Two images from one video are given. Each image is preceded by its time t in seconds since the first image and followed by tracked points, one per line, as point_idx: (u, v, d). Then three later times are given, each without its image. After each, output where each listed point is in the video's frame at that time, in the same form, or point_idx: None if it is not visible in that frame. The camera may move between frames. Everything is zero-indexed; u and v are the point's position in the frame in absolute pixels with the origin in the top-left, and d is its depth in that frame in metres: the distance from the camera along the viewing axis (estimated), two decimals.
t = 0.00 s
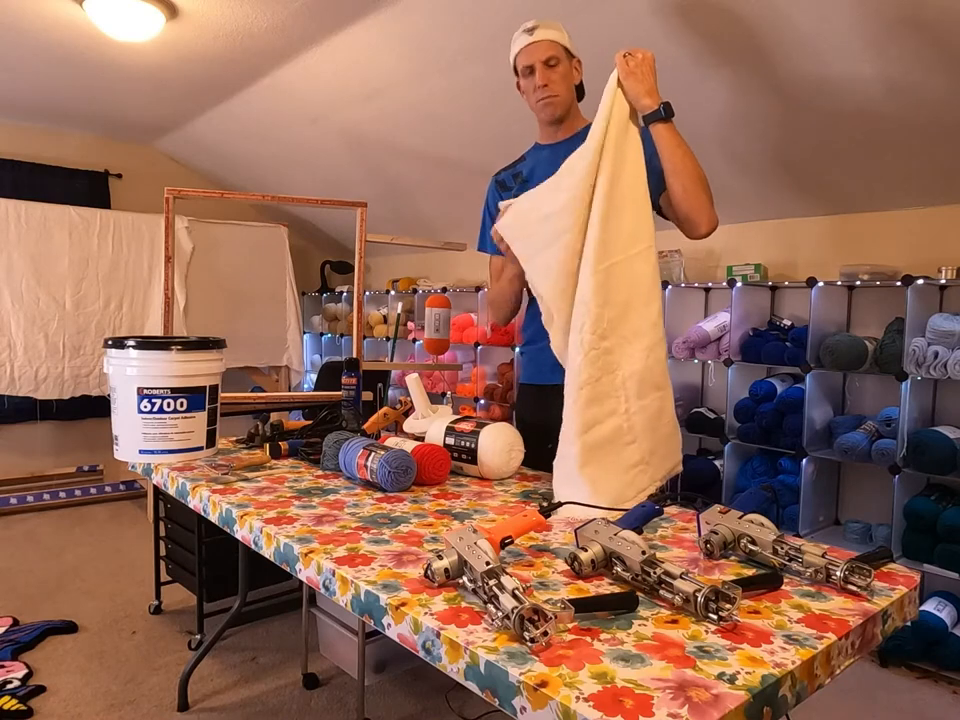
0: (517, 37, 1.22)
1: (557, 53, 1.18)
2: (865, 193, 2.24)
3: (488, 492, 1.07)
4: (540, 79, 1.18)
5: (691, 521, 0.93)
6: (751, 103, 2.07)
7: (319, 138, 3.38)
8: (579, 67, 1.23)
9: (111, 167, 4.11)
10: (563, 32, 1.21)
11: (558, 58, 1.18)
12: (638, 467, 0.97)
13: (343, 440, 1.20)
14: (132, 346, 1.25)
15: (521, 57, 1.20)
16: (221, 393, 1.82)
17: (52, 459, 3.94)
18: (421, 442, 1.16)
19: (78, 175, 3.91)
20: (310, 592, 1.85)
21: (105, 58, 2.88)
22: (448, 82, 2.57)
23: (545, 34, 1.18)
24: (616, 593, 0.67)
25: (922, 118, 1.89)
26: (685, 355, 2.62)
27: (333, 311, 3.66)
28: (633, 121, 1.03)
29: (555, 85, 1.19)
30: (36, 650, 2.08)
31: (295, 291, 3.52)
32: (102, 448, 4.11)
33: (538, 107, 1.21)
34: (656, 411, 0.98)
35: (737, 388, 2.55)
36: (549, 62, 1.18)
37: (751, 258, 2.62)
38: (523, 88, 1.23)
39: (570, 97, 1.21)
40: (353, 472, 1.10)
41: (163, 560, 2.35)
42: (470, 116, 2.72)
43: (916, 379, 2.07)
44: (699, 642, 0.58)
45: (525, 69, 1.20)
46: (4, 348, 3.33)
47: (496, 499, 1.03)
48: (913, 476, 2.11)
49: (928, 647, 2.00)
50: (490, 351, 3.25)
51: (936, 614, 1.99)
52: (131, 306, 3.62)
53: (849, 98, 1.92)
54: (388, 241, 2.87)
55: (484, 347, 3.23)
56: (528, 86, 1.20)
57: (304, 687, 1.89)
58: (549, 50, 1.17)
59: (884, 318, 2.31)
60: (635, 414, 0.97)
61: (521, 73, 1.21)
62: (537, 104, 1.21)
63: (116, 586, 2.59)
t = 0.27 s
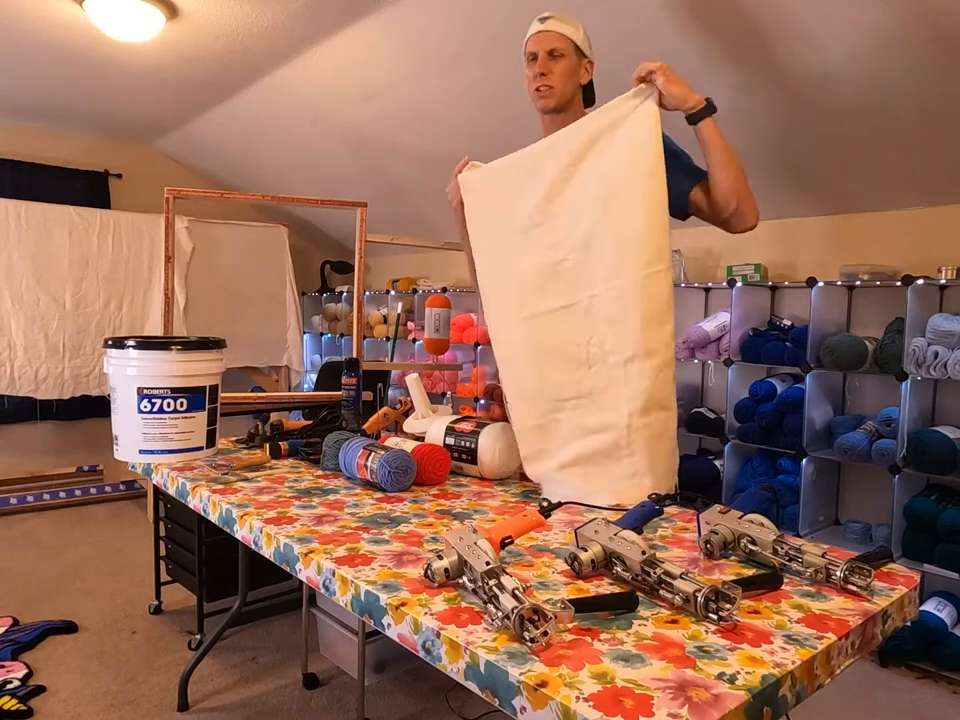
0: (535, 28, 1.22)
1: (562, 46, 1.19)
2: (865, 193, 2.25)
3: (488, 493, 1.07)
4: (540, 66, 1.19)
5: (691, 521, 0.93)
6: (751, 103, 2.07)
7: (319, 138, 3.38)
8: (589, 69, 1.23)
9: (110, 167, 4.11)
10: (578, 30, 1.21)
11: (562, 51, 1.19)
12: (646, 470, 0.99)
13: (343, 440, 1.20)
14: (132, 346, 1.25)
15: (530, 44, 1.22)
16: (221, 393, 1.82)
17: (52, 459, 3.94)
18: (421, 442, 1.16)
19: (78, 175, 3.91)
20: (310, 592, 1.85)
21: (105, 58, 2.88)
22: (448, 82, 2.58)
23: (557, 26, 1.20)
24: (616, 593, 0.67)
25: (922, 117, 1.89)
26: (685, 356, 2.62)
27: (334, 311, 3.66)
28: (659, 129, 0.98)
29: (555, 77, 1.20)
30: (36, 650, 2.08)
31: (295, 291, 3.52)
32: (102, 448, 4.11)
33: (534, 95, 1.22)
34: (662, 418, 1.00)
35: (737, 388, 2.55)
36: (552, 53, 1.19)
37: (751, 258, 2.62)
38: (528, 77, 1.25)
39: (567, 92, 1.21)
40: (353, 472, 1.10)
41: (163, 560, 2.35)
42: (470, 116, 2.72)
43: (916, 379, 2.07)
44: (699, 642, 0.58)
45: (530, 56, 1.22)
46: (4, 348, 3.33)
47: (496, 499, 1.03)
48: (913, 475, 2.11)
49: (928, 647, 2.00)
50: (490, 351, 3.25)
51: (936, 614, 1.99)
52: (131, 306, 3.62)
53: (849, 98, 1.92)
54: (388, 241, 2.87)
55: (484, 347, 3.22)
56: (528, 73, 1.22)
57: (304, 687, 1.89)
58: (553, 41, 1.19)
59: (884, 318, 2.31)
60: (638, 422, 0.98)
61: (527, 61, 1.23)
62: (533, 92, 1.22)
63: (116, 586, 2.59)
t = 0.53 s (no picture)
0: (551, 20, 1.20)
1: (582, 42, 1.18)
2: (864, 193, 2.24)
3: (488, 492, 1.07)
4: (560, 62, 1.18)
5: (691, 521, 0.93)
6: (751, 103, 2.07)
7: (319, 138, 3.38)
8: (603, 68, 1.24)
9: (110, 167, 4.11)
10: (594, 25, 1.20)
11: (582, 48, 1.18)
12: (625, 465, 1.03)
13: (343, 440, 1.20)
14: (132, 346, 1.25)
15: (548, 36, 1.20)
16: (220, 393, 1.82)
17: (52, 459, 3.94)
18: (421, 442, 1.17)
19: (78, 175, 3.91)
20: (310, 592, 1.85)
21: (105, 58, 2.88)
22: (448, 82, 2.58)
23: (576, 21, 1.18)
24: (616, 592, 0.67)
25: (921, 118, 1.89)
26: (684, 355, 2.62)
27: (334, 311, 3.67)
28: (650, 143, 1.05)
29: (573, 73, 1.19)
30: (36, 650, 2.08)
31: (295, 291, 3.52)
32: (102, 448, 4.11)
33: (551, 90, 1.21)
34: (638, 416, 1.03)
35: (737, 388, 2.55)
36: (572, 49, 1.18)
37: (751, 258, 2.62)
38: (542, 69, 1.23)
39: (584, 89, 1.20)
40: (353, 472, 1.10)
41: (163, 560, 2.36)
42: (470, 116, 2.72)
43: (916, 379, 2.07)
44: (699, 642, 0.58)
45: (547, 51, 1.20)
46: (4, 348, 3.32)
47: (496, 499, 1.03)
48: (912, 476, 2.11)
49: (927, 647, 2.00)
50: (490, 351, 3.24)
51: (936, 614, 1.99)
52: (131, 306, 3.62)
53: (849, 99, 1.92)
54: (388, 241, 2.87)
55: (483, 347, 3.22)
56: (546, 69, 1.21)
57: (304, 687, 1.89)
58: (574, 37, 1.17)
59: (883, 319, 2.31)
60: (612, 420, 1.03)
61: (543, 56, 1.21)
62: (550, 87, 1.20)
63: (116, 586, 2.59)
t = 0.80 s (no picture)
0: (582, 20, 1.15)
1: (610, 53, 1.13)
2: (864, 192, 2.24)
3: (488, 492, 1.07)
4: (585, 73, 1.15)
5: (691, 521, 0.93)
6: (751, 103, 2.07)
7: (319, 138, 3.38)
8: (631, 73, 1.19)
9: (110, 167, 4.11)
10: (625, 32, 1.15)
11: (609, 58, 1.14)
12: (625, 448, 1.01)
13: (343, 440, 1.20)
14: (132, 346, 1.25)
15: (576, 41, 1.15)
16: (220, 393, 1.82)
17: (52, 459, 3.94)
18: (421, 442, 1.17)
19: (78, 175, 3.91)
20: (310, 593, 1.85)
21: (105, 58, 2.88)
22: (447, 81, 2.58)
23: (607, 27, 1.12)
24: (616, 592, 0.67)
25: (921, 118, 1.89)
26: (685, 355, 2.62)
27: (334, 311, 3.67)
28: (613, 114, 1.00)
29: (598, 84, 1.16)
30: (36, 650, 2.08)
31: (295, 291, 3.51)
32: (102, 448, 4.11)
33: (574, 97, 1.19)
34: (629, 393, 1.00)
35: (737, 388, 2.55)
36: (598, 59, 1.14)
37: (752, 258, 2.62)
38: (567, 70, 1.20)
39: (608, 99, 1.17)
40: (353, 472, 1.10)
41: (163, 560, 2.35)
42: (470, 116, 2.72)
43: (916, 379, 2.07)
44: (699, 642, 0.58)
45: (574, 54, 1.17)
46: (4, 348, 3.32)
47: (495, 499, 1.03)
48: (913, 476, 2.11)
49: (927, 647, 2.00)
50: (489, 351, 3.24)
51: (936, 614, 2.00)
52: (131, 306, 3.62)
53: (848, 99, 1.92)
54: (388, 241, 2.87)
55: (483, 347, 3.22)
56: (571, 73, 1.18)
57: (304, 687, 1.89)
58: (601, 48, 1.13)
59: (883, 319, 2.31)
60: (601, 399, 1.01)
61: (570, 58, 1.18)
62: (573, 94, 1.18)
63: (116, 586, 2.59)
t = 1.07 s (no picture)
0: (594, 11, 1.01)
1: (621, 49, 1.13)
2: (864, 193, 2.24)
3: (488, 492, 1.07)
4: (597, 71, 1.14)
5: (691, 521, 0.93)
6: (751, 103, 2.07)
7: (319, 138, 3.38)
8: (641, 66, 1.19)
9: (110, 167, 4.11)
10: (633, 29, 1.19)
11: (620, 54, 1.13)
12: (564, 425, 0.77)
13: (343, 440, 1.20)
14: (132, 346, 1.25)
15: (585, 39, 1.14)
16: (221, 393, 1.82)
17: (52, 459, 3.94)
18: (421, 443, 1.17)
19: (77, 175, 3.91)
20: (309, 593, 1.85)
21: (105, 58, 2.88)
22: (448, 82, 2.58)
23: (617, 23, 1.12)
24: (616, 593, 0.67)
25: (920, 118, 1.89)
26: (684, 355, 2.63)
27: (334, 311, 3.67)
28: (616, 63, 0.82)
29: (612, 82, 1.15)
30: (36, 650, 2.08)
31: (295, 291, 3.51)
32: (103, 448, 4.11)
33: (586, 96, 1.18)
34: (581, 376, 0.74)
35: (737, 388, 2.55)
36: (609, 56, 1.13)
37: (752, 258, 2.62)
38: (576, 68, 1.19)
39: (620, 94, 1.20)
40: (353, 472, 1.10)
41: (163, 560, 2.36)
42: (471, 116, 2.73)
43: (916, 379, 2.07)
44: (699, 642, 0.58)
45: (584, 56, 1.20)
46: (4, 348, 3.32)
47: (496, 498, 1.03)
48: (913, 476, 2.11)
49: (927, 647, 2.00)
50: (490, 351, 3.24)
51: (936, 614, 2.00)
52: (131, 306, 3.62)
53: (848, 99, 1.92)
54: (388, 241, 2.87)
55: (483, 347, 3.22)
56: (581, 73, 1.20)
57: (304, 687, 1.89)
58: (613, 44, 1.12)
59: (883, 319, 2.31)
60: (545, 386, 0.75)
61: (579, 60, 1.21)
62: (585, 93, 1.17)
63: (116, 586, 2.59)
